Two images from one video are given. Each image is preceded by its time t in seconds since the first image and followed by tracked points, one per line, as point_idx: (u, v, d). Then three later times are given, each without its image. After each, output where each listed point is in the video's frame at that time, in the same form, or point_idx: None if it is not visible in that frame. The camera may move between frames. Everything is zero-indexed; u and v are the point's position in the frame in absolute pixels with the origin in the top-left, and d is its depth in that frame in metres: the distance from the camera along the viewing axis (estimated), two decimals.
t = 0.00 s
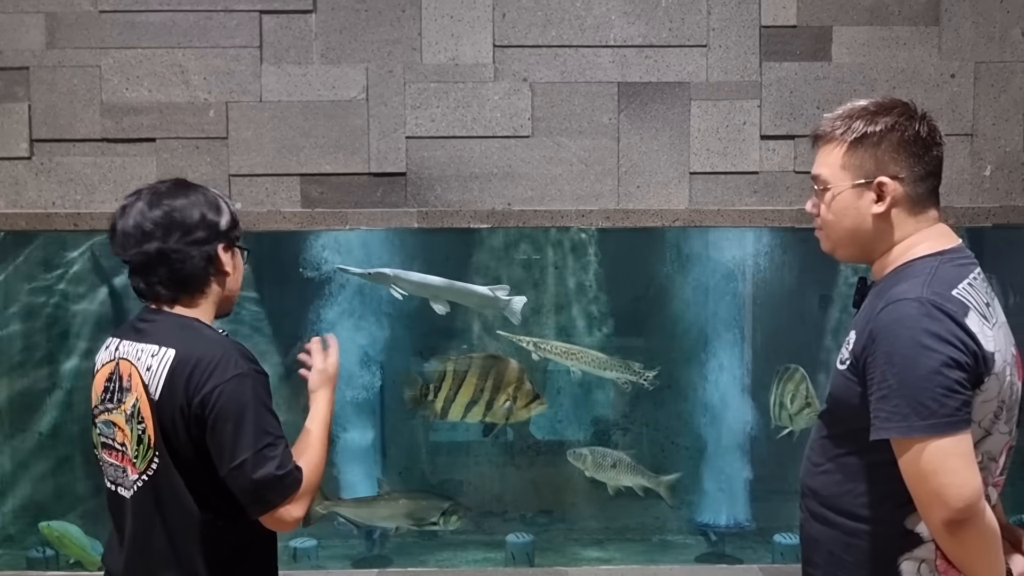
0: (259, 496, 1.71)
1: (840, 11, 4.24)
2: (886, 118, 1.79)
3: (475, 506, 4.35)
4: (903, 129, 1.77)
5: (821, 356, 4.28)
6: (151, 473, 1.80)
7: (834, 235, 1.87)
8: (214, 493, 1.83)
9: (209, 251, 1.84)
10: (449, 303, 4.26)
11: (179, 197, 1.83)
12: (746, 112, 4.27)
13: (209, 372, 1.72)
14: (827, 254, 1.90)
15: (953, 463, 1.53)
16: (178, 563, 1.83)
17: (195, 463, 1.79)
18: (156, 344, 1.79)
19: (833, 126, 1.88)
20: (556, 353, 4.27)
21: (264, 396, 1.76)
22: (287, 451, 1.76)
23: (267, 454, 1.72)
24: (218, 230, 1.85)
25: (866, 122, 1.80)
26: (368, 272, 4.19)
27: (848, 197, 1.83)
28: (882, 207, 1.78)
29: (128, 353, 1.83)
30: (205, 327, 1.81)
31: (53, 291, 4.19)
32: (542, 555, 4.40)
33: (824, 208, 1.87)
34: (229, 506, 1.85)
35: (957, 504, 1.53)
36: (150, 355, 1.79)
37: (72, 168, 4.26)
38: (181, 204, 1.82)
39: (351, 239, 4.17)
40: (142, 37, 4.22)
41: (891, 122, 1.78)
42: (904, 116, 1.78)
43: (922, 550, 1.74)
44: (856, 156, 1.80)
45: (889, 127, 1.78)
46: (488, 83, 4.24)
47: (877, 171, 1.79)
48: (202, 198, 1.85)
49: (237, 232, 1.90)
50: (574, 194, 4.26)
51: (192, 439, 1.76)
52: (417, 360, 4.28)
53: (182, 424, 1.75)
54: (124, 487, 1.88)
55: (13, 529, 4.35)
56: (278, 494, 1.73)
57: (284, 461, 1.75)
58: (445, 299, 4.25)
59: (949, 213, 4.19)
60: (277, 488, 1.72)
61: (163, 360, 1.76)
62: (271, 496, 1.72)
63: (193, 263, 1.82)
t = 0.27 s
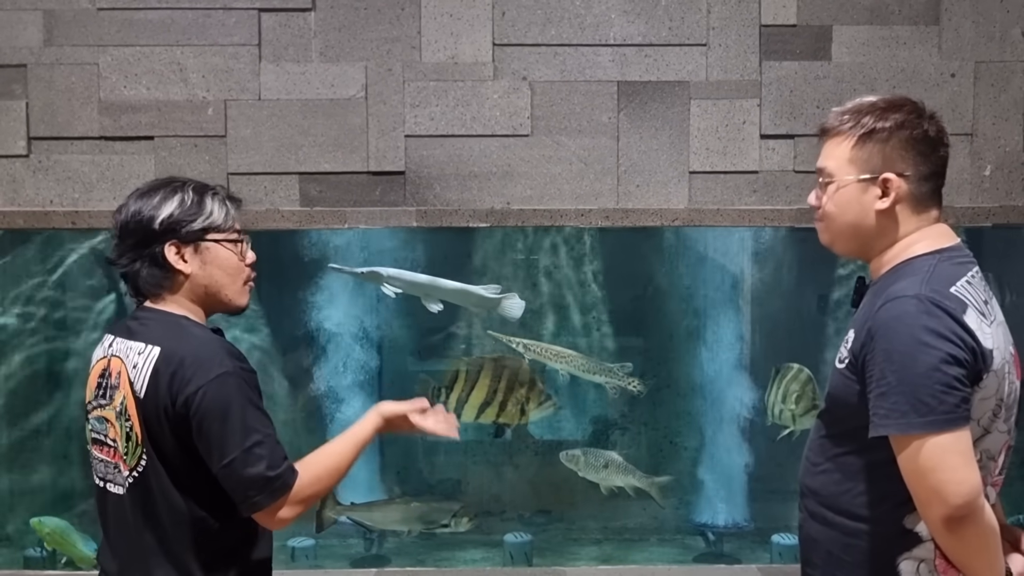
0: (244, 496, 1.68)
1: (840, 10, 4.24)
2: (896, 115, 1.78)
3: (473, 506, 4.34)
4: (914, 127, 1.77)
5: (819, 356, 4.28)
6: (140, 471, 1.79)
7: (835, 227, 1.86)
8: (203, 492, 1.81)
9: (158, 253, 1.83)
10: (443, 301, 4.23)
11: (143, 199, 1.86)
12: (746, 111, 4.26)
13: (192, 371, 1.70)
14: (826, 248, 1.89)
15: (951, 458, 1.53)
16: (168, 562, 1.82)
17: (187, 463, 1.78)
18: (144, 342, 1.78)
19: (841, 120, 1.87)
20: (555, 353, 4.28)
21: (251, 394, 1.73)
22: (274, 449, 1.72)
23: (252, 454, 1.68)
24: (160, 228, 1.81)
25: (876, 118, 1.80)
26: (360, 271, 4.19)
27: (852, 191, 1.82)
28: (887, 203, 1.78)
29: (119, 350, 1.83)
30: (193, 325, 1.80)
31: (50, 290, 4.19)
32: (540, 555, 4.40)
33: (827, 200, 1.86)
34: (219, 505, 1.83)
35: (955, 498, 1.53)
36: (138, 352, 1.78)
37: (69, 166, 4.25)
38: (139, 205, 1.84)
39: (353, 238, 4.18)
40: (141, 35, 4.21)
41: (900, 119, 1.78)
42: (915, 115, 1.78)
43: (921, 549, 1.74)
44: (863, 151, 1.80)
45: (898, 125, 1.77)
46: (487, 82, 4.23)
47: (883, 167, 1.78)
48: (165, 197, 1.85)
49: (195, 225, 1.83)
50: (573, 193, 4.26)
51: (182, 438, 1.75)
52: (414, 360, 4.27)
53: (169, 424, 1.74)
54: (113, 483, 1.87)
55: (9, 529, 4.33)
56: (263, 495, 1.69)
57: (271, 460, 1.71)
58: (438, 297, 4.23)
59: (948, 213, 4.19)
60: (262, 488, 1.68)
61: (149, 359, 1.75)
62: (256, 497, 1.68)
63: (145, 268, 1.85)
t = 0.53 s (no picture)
0: (217, 500, 1.66)
1: (839, 8, 4.23)
2: (925, 114, 1.78)
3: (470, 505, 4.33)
4: (938, 127, 1.77)
5: (817, 355, 4.28)
6: (131, 468, 1.78)
7: (842, 213, 1.87)
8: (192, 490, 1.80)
9: (148, 255, 1.83)
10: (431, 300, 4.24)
11: (135, 197, 1.86)
12: (744, 110, 4.25)
13: (179, 370, 1.69)
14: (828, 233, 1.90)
15: (952, 448, 1.53)
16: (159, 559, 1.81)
17: (173, 463, 1.76)
18: (135, 340, 1.77)
19: (865, 110, 1.88)
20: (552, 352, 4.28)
21: (236, 396, 1.71)
22: (253, 454, 1.70)
23: (232, 458, 1.67)
24: (147, 229, 1.80)
25: (907, 113, 1.80)
26: (350, 270, 4.18)
27: (869, 179, 1.81)
28: (900, 197, 1.77)
29: (114, 347, 1.83)
30: (188, 324, 1.79)
31: (48, 289, 4.19)
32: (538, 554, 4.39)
33: (838, 183, 1.87)
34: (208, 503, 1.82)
35: (955, 489, 1.53)
36: (128, 350, 1.78)
37: (66, 164, 4.24)
38: (130, 204, 1.84)
39: (349, 237, 4.18)
40: (137, 33, 4.20)
41: (930, 118, 1.78)
42: (938, 117, 1.78)
43: (921, 547, 1.74)
44: (885, 141, 1.80)
45: (925, 123, 1.77)
46: (484, 80, 4.23)
47: (904, 161, 1.78)
48: (155, 195, 1.84)
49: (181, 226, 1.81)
50: (571, 191, 4.25)
51: (166, 438, 1.74)
52: (411, 359, 4.27)
53: (154, 421, 1.72)
54: (104, 482, 1.87)
55: (5, 528, 4.32)
56: (236, 500, 1.67)
57: (249, 466, 1.69)
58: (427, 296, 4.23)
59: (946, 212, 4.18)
60: (236, 493, 1.67)
61: (139, 356, 1.75)
62: (230, 502, 1.67)
63: (136, 269, 1.85)
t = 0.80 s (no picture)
0: (201, 498, 1.64)
1: (835, 4, 4.22)
2: (900, 108, 1.85)
3: (467, 502, 4.33)
4: (916, 120, 1.83)
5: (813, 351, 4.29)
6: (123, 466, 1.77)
7: (836, 217, 1.88)
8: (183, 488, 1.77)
9: (135, 254, 1.81)
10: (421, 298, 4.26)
11: (118, 192, 1.83)
12: (740, 105, 4.24)
13: (165, 366, 1.67)
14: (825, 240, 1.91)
15: (976, 435, 1.53)
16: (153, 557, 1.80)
17: (163, 463, 1.74)
18: (124, 338, 1.76)
19: (842, 115, 1.92)
20: (549, 348, 4.30)
21: (223, 392, 1.68)
22: (239, 452, 1.67)
23: (216, 455, 1.64)
24: (131, 227, 1.78)
25: (883, 110, 1.86)
26: (341, 267, 4.19)
27: (860, 176, 1.84)
28: (894, 189, 1.79)
29: (106, 347, 1.81)
30: (189, 323, 1.78)
31: (44, 285, 4.18)
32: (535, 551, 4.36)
33: (829, 188, 1.88)
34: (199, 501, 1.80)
35: (981, 476, 1.52)
36: (117, 348, 1.76)
37: (59, 160, 4.22)
38: (113, 199, 1.81)
39: (339, 233, 4.16)
40: (131, 28, 4.18)
41: (906, 112, 1.84)
42: (913, 112, 1.85)
43: (932, 545, 1.76)
44: (867, 139, 1.84)
45: (904, 117, 1.83)
46: (480, 75, 4.21)
47: (891, 155, 1.81)
48: (138, 191, 1.81)
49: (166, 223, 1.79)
50: (567, 187, 4.24)
51: (154, 436, 1.71)
52: (411, 354, 4.27)
53: (142, 418, 1.70)
54: (101, 480, 1.86)
55: None
56: (220, 498, 1.64)
57: (234, 465, 1.66)
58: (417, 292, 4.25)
59: (943, 208, 4.18)
60: (220, 491, 1.64)
61: (127, 354, 1.73)
62: (213, 501, 1.64)
63: (123, 269, 1.83)
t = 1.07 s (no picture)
0: (174, 501, 1.63)
1: (831, 1, 4.22)
2: (876, 110, 1.88)
3: (466, 502, 4.31)
4: (893, 121, 1.85)
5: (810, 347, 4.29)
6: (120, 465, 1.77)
7: (827, 224, 1.90)
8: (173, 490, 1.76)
9: (132, 257, 1.80)
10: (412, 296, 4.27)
11: (115, 193, 1.81)
12: (736, 104, 4.24)
13: (157, 365, 1.66)
14: (819, 247, 1.92)
15: (989, 427, 1.54)
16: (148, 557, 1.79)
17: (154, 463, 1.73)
18: (123, 337, 1.75)
19: (819, 126, 1.95)
20: (547, 347, 4.31)
21: (210, 396, 1.66)
22: (219, 458, 1.66)
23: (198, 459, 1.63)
24: (126, 230, 1.76)
25: (858, 115, 1.89)
26: (333, 268, 4.22)
27: (843, 181, 1.86)
28: (878, 189, 1.82)
29: (107, 348, 1.81)
30: (193, 324, 1.79)
31: (42, 286, 4.18)
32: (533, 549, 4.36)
33: (816, 197, 1.90)
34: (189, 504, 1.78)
35: (995, 467, 1.53)
36: (116, 348, 1.76)
37: (55, 160, 4.22)
38: (110, 200, 1.79)
39: (333, 232, 4.16)
40: (126, 27, 4.17)
41: (882, 114, 1.87)
42: (889, 113, 1.87)
43: (942, 541, 1.74)
44: (846, 145, 1.87)
45: (880, 118, 1.86)
46: (476, 74, 4.21)
47: (872, 157, 1.84)
48: (133, 192, 1.79)
49: (161, 225, 1.77)
50: (564, 186, 4.23)
51: (144, 435, 1.71)
52: (408, 352, 4.29)
53: (133, 415, 1.70)
54: (102, 480, 1.84)
55: None
56: (193, 503, 1.62)
57: (211, 471, 1.64)
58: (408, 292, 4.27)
59: (939, 206, 4.18)
60: (194, 496, 1.63)
61: (124, 354, 1.72)
62: (185, 506, 1.62)
63: (121, 272, 1.81)
